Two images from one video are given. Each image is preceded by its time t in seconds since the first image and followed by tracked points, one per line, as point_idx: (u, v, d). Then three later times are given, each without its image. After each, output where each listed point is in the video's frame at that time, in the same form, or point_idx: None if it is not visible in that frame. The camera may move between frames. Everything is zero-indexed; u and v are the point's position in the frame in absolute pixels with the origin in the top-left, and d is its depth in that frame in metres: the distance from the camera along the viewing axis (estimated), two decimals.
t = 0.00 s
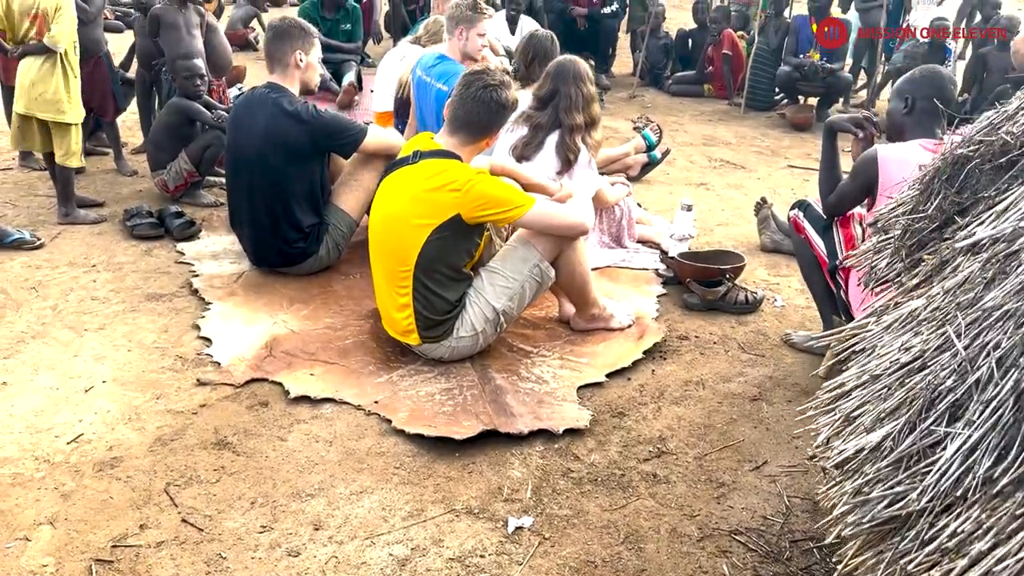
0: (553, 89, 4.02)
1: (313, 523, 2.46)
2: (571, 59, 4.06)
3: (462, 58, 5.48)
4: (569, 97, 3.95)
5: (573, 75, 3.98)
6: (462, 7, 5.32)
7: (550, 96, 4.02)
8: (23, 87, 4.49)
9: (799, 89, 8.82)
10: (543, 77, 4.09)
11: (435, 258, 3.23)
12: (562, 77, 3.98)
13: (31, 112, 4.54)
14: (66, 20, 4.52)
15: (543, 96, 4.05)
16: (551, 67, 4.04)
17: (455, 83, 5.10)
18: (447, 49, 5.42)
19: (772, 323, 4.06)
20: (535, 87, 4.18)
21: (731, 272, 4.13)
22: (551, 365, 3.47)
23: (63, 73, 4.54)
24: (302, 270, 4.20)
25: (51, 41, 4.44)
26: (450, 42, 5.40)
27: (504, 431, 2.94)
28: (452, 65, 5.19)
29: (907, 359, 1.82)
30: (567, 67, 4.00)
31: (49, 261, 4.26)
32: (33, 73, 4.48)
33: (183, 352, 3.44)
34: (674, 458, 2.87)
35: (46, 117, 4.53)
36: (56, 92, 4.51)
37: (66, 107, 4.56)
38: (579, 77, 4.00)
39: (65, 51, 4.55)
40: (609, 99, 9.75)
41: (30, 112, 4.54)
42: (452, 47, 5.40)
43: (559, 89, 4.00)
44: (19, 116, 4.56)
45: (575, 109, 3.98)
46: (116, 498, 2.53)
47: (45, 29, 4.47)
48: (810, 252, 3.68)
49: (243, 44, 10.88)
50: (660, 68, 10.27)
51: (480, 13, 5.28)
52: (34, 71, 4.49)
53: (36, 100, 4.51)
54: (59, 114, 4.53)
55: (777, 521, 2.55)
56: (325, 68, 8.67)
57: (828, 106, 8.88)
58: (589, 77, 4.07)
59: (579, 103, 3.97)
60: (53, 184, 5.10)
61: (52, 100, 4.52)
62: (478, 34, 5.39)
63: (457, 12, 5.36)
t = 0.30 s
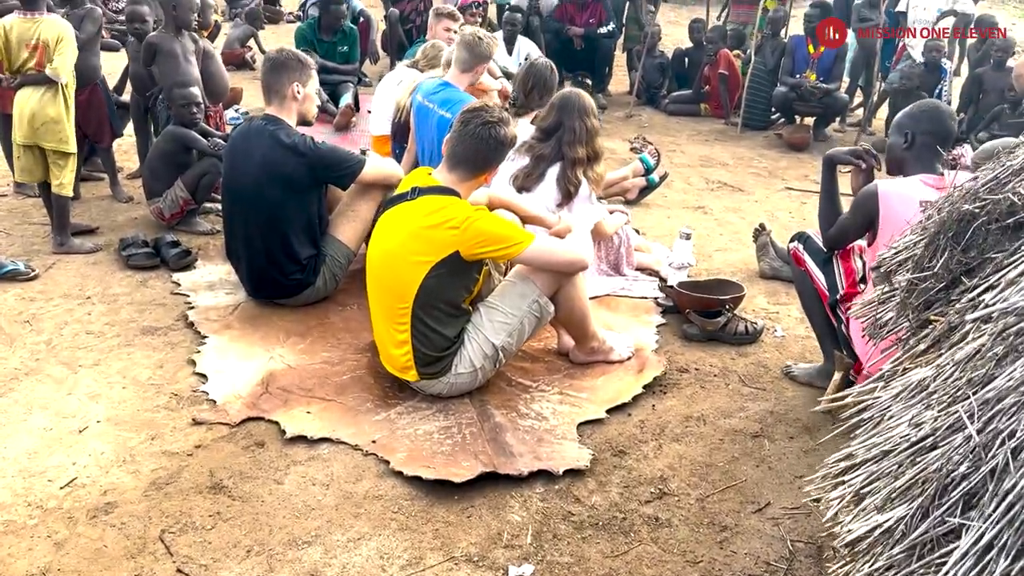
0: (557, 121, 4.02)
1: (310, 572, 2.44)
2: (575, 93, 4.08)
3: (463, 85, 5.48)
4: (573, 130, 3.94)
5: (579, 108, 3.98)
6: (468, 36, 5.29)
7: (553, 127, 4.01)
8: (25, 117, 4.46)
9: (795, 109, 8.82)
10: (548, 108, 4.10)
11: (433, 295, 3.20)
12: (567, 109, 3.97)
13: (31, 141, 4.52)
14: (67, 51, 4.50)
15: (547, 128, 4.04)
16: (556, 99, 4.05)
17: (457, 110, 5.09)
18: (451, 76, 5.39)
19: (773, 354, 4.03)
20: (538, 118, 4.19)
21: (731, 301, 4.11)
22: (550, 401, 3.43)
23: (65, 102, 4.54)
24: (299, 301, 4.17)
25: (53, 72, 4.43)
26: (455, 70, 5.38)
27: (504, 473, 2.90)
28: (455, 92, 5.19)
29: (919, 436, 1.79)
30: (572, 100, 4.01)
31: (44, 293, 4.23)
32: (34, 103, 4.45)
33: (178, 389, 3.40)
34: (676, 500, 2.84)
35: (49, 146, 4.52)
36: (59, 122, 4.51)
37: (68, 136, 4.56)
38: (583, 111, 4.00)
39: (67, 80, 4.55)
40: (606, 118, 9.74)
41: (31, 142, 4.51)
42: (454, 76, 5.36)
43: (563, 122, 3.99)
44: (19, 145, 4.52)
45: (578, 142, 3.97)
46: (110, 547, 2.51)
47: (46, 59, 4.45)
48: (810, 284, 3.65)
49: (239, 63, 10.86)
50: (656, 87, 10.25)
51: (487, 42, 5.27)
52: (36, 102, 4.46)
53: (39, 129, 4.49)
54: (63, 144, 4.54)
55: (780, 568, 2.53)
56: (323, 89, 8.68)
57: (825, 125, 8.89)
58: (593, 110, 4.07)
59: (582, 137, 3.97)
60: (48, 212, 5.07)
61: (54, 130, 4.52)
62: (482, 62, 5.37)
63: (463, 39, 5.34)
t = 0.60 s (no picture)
0: (556, 157, 4.11)
1: None
2: (574, 130, 4.17)
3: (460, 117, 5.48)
4: (572, 167, 4.04)
5: (578, 145, 4.07)
6: (468, 69, 5.28)
7: (552, 163, 4.10)
8: (10, 151, 4.45)
9: (788, 132, 8.83)
10: (547, 144, 4.18)
11: (427, 337, 3.16)
12: (566, 147, 4.06)
13: (17, 175, 4.49)
14: (47, 84, 4.40)
15: (545, 163, 4.13)
16: (555, 134, 4.14)
17: (456, 141, 5.08)
18: (448, 107, 5.40)
19: (771, 390, 3.99)
20: (537, 152, 4.27)
21: (727, 336, 4.09)
22: (546, 443, 3.37)
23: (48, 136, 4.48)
24: (292, 338, 4.12)
25: (30, 106, 4.35)
26: (453, 101, 5.37)
27: (500, 521, 2.87)
28: (452, 124, 5.18)
29: (930, 525, 1.73)
30: (571, 137, 4.10)
31: (33, 330, 4.17)
32: (18, 137, 4.43)
33: (168, 433, 3.35)
34: (675, 547, 2.84)
35: (32, 181, 4.47)
36: (40, 157, 4.45)
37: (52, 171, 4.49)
38: (582, 148, 4.09)
39: (50, 113, 4.47)
40: (599, 141, 9.71)
41: (17, 176, 4.49)
42: (450, 108, 5.34)
43: (562, 158, 4.08)
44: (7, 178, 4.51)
45: (577, 179, 4.06)
46: None
47: (27, 93, 4.39)
48: (808, 322, 3.63)
49: (231, 85, 10.83)
50: (649, 108, 10.24)
51: (486, 75, 5.28)
52: (20, 136, 4.43)
53: (22, 163, 4.45)
54: (43, 180, 4.47)
55: None
56: (316, 113, 8.68)
57: (818, 148, 8.90)
58: (592, 147, 4.16)
59: (581, 174, 4.06)
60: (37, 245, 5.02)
61: (37, 164, 4.46)
62: (479, 94, 5.38)
63: (463, 71, 5.34)
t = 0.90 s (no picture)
0: (551, 191, 4.10)
1: None
2: (570, 163, 4.16)
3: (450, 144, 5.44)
4: (567, 202, 4.03)
5: (573, 180, 4.06)
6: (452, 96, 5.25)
7: (547, 197, 4.09)
8: (3, 186, 4.39)
9: (778, 155, 8.86)
10: (542, 176, 4.16)
11: (420, 377, 3.11)
12: (562, 181, 4.04)
13: (9, 210, 4.44)
14: (43, 117, 4.37)
15: (539, 196, 4.12)
16: (551, 167, 4.12)
17: (443, 169, 5.07)
18: (437, 134, 5.34)
19: (766, 424, 3.96)
20: (532, 185, 4.26)
21: (722, 368, 4.06)
22: (540, 482, 3.32)
23: (43, 169, 4.43)
24: (281, 373, 4.07)
25: (29, 139, 4.32)
26: (441, 127, 5.31)
27: (495, 568, 2.83)
28: (440, 152, 5.16)
29: None
30: (566, 171, 4.08)
31: (18, 367, 4.11)
32: (13, 172, 4.37)
33: (155, 476, 3.30)
34: None
35: (27, 215, 4.43)
36: (36, 191, 4.41)
37: (48, 204, 4.45)
38: (577, 182, 4.07)
39: (45, 146, 4.44)
40: (591, 164, 9.72)
41: (10, 210, 4.44)
42: (438, 135, 5.30)
43: (558, 192, 4.07)
44: None
45: (572, 214, 4.05)
46: None
47: (23, 126, 4.34)
48: (804, 356, 3.58)
49: (221, 108, 10.79)
50: (639, 130, 10.24)
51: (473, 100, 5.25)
52: (14, 170, 4.38)
53: (17, 198, 4.41)
54: (39, 214, 4.42)
55: None
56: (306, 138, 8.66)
57: (807, 171, 8.94)
58: (587, 181, 4.16)
59: (576, 209, 4.05)
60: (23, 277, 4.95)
61: (32, 198, 4.42)
62: (467, 119, 5.34)
63: (448, 97, 5.31)
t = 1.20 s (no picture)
0: (542, 224, 4.09)
1: None
2: (561, 196, 4.16)
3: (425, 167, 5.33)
4: (558, 235, 4.02)
5: (564, 213, 4.06)
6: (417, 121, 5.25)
7: (538, 229, 4.08)
8: None
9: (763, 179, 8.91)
10: (533, 209, 4.16)
11: (410, 417, 3.08)
12: (553, 214, 4.04)
13: None
14: (32, 152, 4.34)
15: (530, 229, 4.11)
16: (543, 201, 4.12)
17: (419, 197, 5.01)
18: (411, 159, 5.25)
19: (758, 457, 3.94)
20: (523, 218, 4.25)
21: (713, 401, 4.04)
22: (532, 522, 3.28)
23: (30, 204, 4.40)
24: (267, 409, 4.02)
25: (19, 175, 4.29)
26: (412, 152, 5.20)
27: None
28: (416, 179, 5.09)
29: None
30: (558, 204, 4.09)
31: None
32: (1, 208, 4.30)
33: (140, 520, 3.26)
34: None
35: (14, 250, 4.36)
36: (24, 225, 4.36)
37: (35, 238, 4.40)
38: (568, 216, 4.08)
39: (33, 182, 4.41)
40: (578, 187, 9.72)
41: None
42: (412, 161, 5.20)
43: (549, 225, 4.06)
44: None
45: (563, 247, 4.04)
46: None
47: (10, 162, 4.29)
48: (795, 390, 3.56)
49: (206, 133, 10.73)
50: (625, 153, 10.26)
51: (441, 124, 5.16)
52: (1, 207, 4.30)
53: (4, 234, 4.33)
54: (27, 248, 4.37)
55: None
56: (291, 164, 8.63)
57: (792, 194, 9.00)
58: (578, 214, 4.16)
59: (567, 242, 4.04)
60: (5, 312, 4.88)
61: (19, 232, 4.36)
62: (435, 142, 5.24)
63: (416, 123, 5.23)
